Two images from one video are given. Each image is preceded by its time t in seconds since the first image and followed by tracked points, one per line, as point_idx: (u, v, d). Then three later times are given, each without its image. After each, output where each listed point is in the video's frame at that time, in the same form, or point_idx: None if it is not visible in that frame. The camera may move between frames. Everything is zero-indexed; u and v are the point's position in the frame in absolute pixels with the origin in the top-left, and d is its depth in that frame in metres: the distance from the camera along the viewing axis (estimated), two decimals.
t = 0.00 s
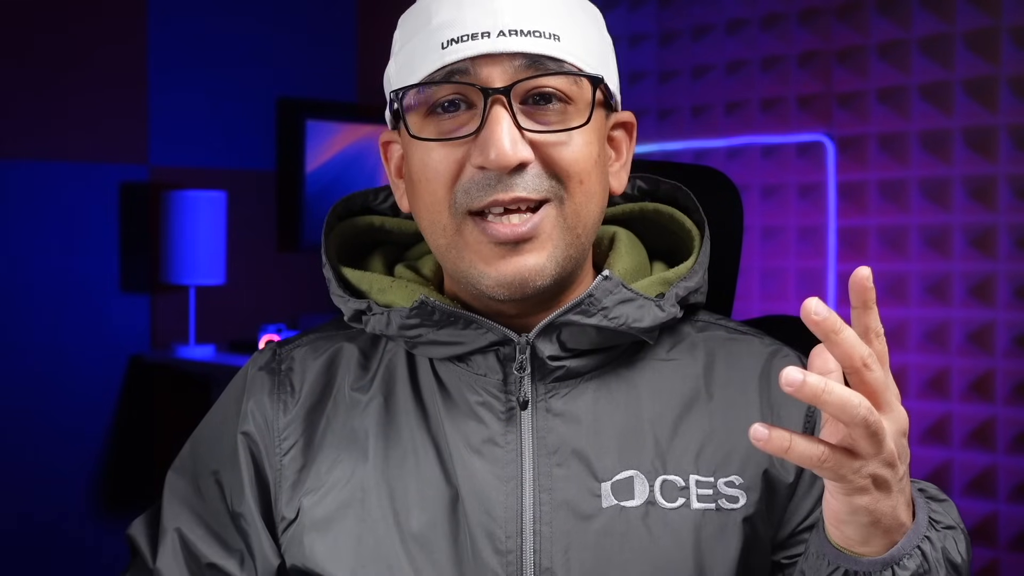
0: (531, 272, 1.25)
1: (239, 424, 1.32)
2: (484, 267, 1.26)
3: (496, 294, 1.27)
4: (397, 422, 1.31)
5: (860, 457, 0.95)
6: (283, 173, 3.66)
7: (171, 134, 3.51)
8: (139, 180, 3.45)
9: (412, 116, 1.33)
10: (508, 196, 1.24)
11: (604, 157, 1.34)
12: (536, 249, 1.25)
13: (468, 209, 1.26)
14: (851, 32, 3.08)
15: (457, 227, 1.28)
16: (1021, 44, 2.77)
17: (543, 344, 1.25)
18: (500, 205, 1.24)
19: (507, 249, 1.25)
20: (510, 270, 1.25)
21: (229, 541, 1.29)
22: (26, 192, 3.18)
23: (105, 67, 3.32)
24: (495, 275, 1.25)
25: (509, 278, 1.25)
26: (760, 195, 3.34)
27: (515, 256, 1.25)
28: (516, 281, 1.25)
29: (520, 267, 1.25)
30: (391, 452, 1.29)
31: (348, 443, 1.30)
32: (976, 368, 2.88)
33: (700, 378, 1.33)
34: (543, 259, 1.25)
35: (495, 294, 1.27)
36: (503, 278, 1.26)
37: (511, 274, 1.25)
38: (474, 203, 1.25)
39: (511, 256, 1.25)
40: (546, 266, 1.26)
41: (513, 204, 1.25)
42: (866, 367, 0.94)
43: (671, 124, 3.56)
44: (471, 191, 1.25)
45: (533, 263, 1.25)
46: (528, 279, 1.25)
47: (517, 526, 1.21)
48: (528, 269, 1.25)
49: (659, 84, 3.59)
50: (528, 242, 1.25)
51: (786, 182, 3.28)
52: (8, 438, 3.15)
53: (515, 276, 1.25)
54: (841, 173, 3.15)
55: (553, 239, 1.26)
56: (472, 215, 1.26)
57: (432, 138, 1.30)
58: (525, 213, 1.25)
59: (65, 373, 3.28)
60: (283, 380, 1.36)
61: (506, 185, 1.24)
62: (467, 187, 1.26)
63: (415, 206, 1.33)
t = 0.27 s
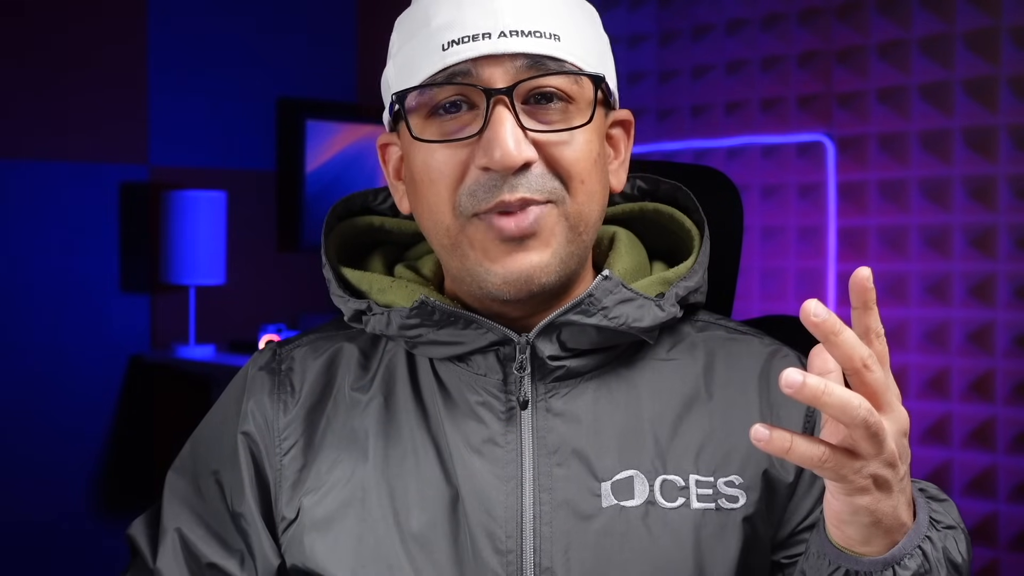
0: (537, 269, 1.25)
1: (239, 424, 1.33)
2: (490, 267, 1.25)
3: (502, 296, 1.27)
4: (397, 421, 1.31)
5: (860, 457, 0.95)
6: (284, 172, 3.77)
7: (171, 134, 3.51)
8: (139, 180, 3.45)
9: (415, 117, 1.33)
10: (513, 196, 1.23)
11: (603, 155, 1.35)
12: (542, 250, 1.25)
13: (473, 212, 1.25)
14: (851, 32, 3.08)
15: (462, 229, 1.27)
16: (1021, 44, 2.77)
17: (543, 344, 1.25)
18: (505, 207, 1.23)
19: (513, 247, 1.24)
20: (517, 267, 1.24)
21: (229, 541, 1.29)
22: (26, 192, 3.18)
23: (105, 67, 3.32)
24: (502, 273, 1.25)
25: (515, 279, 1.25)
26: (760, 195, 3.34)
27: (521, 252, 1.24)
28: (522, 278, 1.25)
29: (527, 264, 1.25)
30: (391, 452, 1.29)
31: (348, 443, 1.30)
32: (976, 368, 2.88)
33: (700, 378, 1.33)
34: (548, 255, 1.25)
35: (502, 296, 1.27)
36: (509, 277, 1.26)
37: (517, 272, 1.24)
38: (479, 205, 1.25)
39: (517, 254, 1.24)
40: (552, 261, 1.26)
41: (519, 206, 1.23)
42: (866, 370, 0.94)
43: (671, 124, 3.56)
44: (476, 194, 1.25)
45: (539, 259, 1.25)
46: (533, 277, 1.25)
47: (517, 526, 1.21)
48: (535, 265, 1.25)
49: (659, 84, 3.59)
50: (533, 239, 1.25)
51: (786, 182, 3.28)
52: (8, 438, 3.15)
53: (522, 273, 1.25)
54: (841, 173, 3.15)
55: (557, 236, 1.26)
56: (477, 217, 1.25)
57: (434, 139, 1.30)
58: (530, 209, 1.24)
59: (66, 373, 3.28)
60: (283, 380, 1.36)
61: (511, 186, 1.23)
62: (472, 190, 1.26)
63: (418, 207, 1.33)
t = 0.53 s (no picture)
0: (532, 276, 1.25)
1: (239, 425, 1.33)
2: (484, 273, 1.26)
3: (499, 299, 1.27)
4: (397, 421, 1.31)
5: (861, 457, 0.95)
6: (285, 172, 3.74)
7: (171, 134, 3.52)
8: (139, 180, 3.45)
9: (406, 124, 1.34)
10: (504, 199, 1.24)
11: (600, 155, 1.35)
12: (536, 253, 1.26)
13: (467, 216, 1.26)
14: (851, 32, 3.08)
15: (456, 233, 1.28)
16: (1021, 44, 2.77)
17: (543, 344, 1.25)
18: (497, 211, 1.24)
19: (508, 254, 1.25)
20: (512, 274, 1.25)
21: (229, 541, 1.29)
22: (27, 191, 3.18)
23: (105, 67, 3.32)
24: (497, 279, 1.25)
25: (509, 283, 1.25)
26: (760, 195, 3.34)
27: (515, 259, 1.25)
28: (517, 285, 1.25)
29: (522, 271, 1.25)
30: (390, 452, 1.29)
31: (348, 444, 1.30)
32: (976, 368, 2.88)
33: (699, 378, 1.33)
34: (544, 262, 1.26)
35: (496, 298, 1.27)
36: (504, 282, 1.26)
37: (511, 278, 1.25)
38: (472, 209, 1.25)
39: (512, 260, 1.25)
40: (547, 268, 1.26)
41: (512, 208, 1.25)
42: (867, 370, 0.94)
43: (671, 124, 3.56)
44: (468, 198, 1.25)
45: (534, 266, 1.25)
46: (529, 283, 1.25)
47: (517, 526, 1.21)
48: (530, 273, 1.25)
49: (659, 84, 3.59)
50: (527, 245, 1.25)
51: (786, 182, 3.28)
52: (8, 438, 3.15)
53: (516, 279, 1.25)
54: (841, 173, 3.15)
55: (552, 242, 1.26)
56: (472, 223, 1.26)
57: (427, 145, 1.31)
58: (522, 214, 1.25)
59: (66, 373, 3.28)
60: (283, 380, 1.36)
61: (502, 189, 1.24)
62: (465, 195, 1.26)
63: (413, 212, 1.34)
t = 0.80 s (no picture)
0: (526, 282, 1.25)
1: (239, 425, 1.33)
2: (478, 277, 1.26)
3: (491, 301, 1.27)
4: (396, 422, 1.31)
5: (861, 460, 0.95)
6: (285, 172, 3.76)
7: (171, 134, 3.51)
8: (139, 180, 3.45)
9: (404, 123, 1.34)
10: (497, 205, 1.24)
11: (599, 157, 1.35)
12: (530, 258, 1.26)
13: (462, 220, 1.26)
14: (851, 32, 3.08)
15: (452, 236, 1.28)
16: (1021, 44, 2.77)
17: (543, 345, 1.25)
18: (491, 217, 1.25)
19: (503, 259, 1.25)
20: (506, 279, 1.25)
21: (229, 541, 1.29)
22: (26, 191, 3.17)
23: (105, 67, 3.32)
24: (491, 284, 1.26)
25: (502, 287, 1.25)
26: (760, 195, 3.34)
27: (510, 265, 1.25)
28: (511, 290, 1.26)
29: (516, 277, 1.25)
30: (390, 453, 1.29)
31: (347, 444, 1.30)
32: (976, 368, 2.88)
33: (699, 379, 1.33)
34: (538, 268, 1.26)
35: (489, 300, 1.28)
36: (497, 287, 1.26)
37: (504, 280, 1.25)
38: (466, 213, 1.25)
39: (507, 265, 1.25)
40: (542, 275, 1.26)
41: (503, 214, 1.25)
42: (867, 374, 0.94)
43: (671, 124, 3.56)
44: (464, 202, 1.25)
45: (529, 272, 1.25)
46: (523, 288, 1.26)
47: (517, 527, 1.21)
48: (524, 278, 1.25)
49: (659, 84, 3.59)
50: (521, 251, 1.25)
51: (786, 182, 3.28)
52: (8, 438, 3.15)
53: (510, 285, 1.25)
54: (841, 173, 3.15)
55: (546, 248, 1.26)
56: (467, 225, 1.26)
57: (424, 146, 1.31)
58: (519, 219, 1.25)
59: (66, 373, 3.28)
60: (283, 380, 1.36)
61: (497, 195, 1.24)
62: (460, 197, 1.26)
63: (410, 212, 1.34)
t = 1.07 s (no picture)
0: (524, 283, 1.25)
1: (239, 425, 1.32)
2: (478, 276, 1.26)
3: (488, 302, 1.28)
4: (396, 422, 1.31)
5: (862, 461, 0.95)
6: (285, 172, 3.76)
7: (171, 134, 3.51)
8: (139, 180, 3.45)
9: (408, 118, 1.34)
10: (501, 205, 1.24)
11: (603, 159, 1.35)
12: (529, 261, 1.26)
13: (462, 217, 1.26)
14: (851, 32, 3.08)
15: (451, 234, 1.28)
16: (1021, 44, 2.77)
17: (542, 345, 1.25)
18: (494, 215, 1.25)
19: (501, 259, 1.25)
20: (504, 279, 1.25)
21: (228, 541, 1.29)
22: (26, 191, 3.17)
23: (105, 67, 3.32)
24: (488, 283, 1.26)
25: (501, 288, 1.25)
26: (760, 195, 3.34)
27: (507, 265, 1.25)
28: (508, 290, 1.25)
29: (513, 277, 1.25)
30: (390, 453, 1.29)
31: (347, 444, 1.30)
32: (976, 368, 2.88)
33: (699, 379, 1.33)
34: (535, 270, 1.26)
35: (488, 302, 1.28)
36: (496, 287, 1.26)
37: (503, 282, 1.25)
38: (468, 211, 1.25)
39: (505, 265, 1.25)
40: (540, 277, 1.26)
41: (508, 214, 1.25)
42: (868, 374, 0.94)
43: (671, 124, 3.56)
44: (465, 199, 1.25)
45: (526, 273, 1.25)
46: (521, 290, 1.26)
47: (516, 528, 1.21)
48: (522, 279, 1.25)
49: (659, 84, 3.59)
50: (521, 252, 1.25)
51: (786, 182, 3.28)
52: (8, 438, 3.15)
53: (507, 285, 1.25)
54: (841, 173, 3.15)
55: (546, 250, 1.27)
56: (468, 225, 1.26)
57: (428, 143, 1.30)
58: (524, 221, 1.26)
59: (66, 374, 3.28)
60: (283, 380, 1.36)
61: (500, 195, 1.24)
62: (462, 196, 1.26)
63: (411, 209, 1.33)
